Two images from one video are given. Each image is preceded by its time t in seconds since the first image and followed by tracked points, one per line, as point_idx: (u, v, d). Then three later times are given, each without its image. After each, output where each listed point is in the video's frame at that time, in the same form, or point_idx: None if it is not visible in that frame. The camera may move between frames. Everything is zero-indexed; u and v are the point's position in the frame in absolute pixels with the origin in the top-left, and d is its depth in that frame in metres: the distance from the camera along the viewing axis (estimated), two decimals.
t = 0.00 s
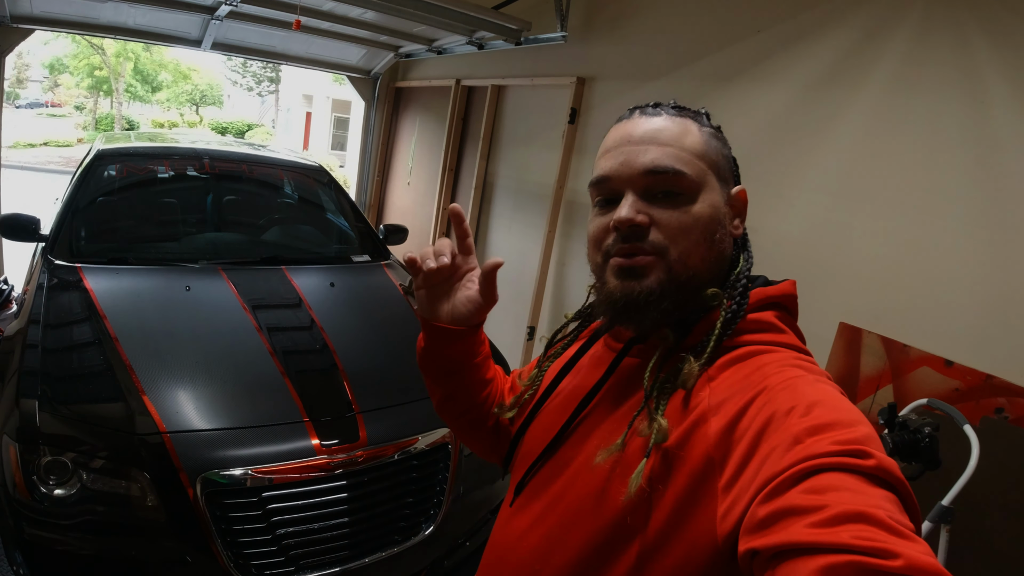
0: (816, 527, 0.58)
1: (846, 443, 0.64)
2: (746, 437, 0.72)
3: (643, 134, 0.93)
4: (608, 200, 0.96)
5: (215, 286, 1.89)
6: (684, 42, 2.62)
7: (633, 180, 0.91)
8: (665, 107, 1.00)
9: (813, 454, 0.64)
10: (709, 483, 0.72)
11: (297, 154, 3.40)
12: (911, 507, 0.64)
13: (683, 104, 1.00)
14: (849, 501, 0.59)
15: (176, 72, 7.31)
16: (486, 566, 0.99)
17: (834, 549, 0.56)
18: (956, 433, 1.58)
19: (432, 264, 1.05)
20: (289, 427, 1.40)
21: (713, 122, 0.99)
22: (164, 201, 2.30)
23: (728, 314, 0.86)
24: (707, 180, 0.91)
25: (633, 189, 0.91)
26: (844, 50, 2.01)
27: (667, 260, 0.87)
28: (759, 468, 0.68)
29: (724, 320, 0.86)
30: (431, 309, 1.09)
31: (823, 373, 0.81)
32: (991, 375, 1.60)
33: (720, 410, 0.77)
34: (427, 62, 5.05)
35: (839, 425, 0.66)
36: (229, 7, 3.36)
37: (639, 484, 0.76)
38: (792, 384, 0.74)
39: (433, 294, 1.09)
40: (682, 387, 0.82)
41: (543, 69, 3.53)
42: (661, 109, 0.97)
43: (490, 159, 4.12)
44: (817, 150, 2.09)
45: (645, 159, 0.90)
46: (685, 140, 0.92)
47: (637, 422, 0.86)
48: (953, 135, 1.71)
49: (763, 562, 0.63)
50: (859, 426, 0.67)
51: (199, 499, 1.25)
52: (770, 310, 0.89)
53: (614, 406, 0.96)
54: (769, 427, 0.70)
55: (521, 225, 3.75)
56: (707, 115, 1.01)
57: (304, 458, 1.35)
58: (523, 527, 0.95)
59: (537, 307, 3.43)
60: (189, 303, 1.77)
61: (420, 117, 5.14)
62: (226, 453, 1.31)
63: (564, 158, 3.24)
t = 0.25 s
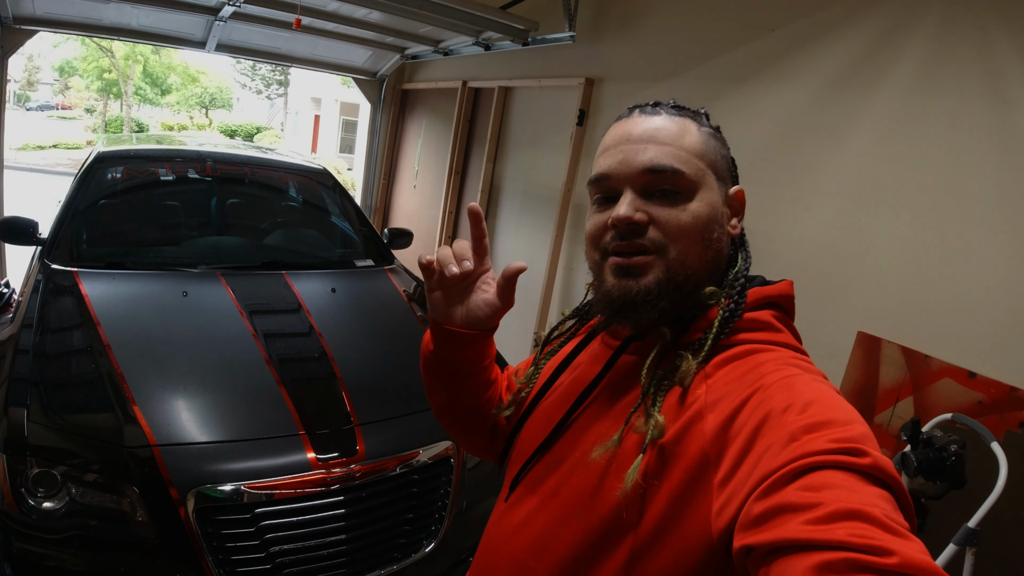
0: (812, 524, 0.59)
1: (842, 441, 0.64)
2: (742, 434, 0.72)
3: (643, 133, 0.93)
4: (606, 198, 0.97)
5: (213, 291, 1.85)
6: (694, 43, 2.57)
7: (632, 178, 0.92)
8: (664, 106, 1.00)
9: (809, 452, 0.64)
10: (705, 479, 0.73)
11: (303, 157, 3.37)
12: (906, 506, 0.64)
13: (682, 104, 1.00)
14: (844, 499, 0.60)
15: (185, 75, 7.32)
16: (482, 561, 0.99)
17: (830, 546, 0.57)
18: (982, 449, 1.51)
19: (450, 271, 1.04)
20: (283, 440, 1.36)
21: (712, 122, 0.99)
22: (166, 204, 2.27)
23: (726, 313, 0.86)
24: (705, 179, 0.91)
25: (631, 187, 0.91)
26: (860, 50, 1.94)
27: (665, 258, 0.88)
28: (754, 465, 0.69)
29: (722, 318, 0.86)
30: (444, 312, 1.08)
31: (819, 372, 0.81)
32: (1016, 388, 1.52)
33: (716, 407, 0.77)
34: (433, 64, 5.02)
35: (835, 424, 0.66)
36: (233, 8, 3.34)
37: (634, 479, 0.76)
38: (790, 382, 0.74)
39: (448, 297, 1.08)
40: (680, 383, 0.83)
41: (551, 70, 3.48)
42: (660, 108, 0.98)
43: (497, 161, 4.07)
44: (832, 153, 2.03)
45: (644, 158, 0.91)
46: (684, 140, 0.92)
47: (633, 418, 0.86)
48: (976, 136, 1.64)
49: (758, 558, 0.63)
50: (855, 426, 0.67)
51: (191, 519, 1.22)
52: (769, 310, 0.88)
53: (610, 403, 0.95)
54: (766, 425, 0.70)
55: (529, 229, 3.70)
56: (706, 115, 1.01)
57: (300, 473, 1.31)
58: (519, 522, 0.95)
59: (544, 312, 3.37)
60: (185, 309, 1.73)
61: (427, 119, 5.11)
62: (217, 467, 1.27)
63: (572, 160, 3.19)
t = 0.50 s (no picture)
0: (813, 530, 0.56)
1: (843, 446, 0.61)
2: (742, 439, 0.69)
3: (641, 140, 0.88)
4: (603, 207, 0.92)
5: (206, 300, 1.80)
6: (700, 44, 2.52)
7: (630, 185, 0.87)
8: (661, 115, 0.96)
9: (809, 457, 0.61)
10: (705, 485, 0.69)
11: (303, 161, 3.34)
12: (907, 513, 0.61)
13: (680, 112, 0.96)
14: (846, 504, 0.57)
15: (188, 79, 7.25)
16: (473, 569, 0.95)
17: (830, 552, 0.54)
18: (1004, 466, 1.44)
19: (473, 270, 0.99)
20: (272, 457, 1.30)
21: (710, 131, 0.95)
22: (164, 209, 2.24)
23: (727, 318, 0.81)
24: (705, 186, 0.87)
25: (630, 194, 0.87)
26: (872, 51, 1.89)
27: (665, 265, 0.84)
28: (755, 470, 0.65)
29: (725, 325, 0.81)
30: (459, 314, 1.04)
31: (822, 378, 0.77)
32: None
33: (718, 411, 0.73)
34: (435, 67, 4.99)
35: (837, 429, 0.63)
36: (234, 10, 3.31)
37: (636, 484, 0.72)
38: (792, 386, 0.70)
39: (464, 297, 1.03)
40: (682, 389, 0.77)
41: (554, 72, 3.44)
42: (658, 116, 0.94)
43: (499, 165, 4.03)
44: (844, 157, 1.98)
45: (642, 165, 0.86)
46: (683, 147, 0.88)
47: (634, 423, 0.82)
48: (994, 138, 1.58)
49: (758, 564, 0.60)
50: (856, 431, 0.64)
51: (177, 539, 1.17)
52: (770, 315, 0.83)
53: (609, 408, 0.90)
54: (766, 430, 0.67)
55: (531, 234, 3.66)
56: (705, 123, 0.97)
57: (291, 492, 1.26)
58: (516, 528, 0.90)
59: (548, 319, 3.32)
60: (178, 318, 1.69)
61: (429, 122, 5.08)
62: (203, 484, 1.22)
63: (575, 164, 3.15)
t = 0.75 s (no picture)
0: (816, 532, 0.53)
1: (847, 447, 0.58)
2: (744, 439, 0.65)
3: (637, 139, 0.84)
4: (600, 208, 0.88)
5: (193, 301, 1.75)
6: (702, 42, 2.48)
7: (627, 186, 0.83)
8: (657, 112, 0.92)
9: (812, 458, 0.58)
10: (709, 487, 0.66)
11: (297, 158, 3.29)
12: (911, 515, 0.59)
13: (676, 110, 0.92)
14: (850, 506, 0.54)
15: (187, 77, 7.17)
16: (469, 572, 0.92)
17: (833, 555, 0.51)
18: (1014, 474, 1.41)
19: (486, 297, 0.94)
20: (255, 465, 1.26)
21: (706, 129, 0.91)
22: (154, 206, 2.18)
23: (728, 317, 0.77)
24: (704, 185, 0.83)
25: (627, 195, 0.83)
26: (880, 48, 1.85)
27: (664, 264, 0.80)
28: (759, 471, 0.62)
29: (724, 324, 0.77)
30: (459, 333, 0.99)
31: (825, 379, 0.74)
32: None
33: (720, 411, 0.70)
34: (432, 63, 4.94)
35: (841, 429, 0.60)
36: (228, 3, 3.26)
37: (638, 486, 0.68)
38: (795, 386, 0.67)
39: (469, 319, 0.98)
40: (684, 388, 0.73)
41: (553, 69, 3.39)
42: (654, 114, 0.89)
43: (496, 163, 3.98)
44: (848, 157, 1.94)
45: (639, 165, 0.82)
46: (681, 146, 0.84)
47: (635, 424, 0.77)
48: (1005, 137, 1.54)
49: (762, 566, 0.57)
50: (860, 431, 0.61)
51: (151, 543, 1.12)
52: (770, 314, 0.80)
53: (608, 409, 0.86)
54: (769, 430, 0.64)
55: (529, 233, 3.61)
56: (701, 122, 0.93)
57: (274, 502, 1.21)
58: (513, 532, 0.86)
59: (544, 320, 3.28)
60: (163, 319, 1.64)
61: (425, 120, 5.03)
62: (183, 493, 1.18)
63: (574, 163, 3.10)
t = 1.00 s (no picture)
0: (813, 523, 0.52)
1: (843, 438, 0.57)
2: (741, 430, 0.64)
3: (628, 136, 0.82)
4: (592, 206, 0.87)
5: (182, 298, 1.72)
6: (701, 42, 2.47)
7: (620, 184, 0.81)
8: (647, 105, 0.89)
9: (809, 448, 0.57)
10: (706, 479, 0.63)
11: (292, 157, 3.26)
12: (904, 507, 0.58)
13: (666, 102, 0.90)
14: (846, 497, 0.53)
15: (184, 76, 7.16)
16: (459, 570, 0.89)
17: (829, 545, 0.51)
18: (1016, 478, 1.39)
19: (492, 443, 0.77)
20: (241, 466, 1.23)
21: (696, 121, 0.89)
22: (146, 203, 2.15)
23: (723, 311, 0.75)
24: (697, 180, 0.81)
25: (620, 193, 0.81)
26: (881, 49, 1.85)
27: (658, 261, 0.78)
28: (755, 462, 0.61)
29: (720, 318, 0.75)
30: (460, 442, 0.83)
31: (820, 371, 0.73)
32: None
33: (717, 401, 0.68)
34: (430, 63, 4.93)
35: (836, 420, 0.59)
36: None
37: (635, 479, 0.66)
38: (791, 377, 0.65)
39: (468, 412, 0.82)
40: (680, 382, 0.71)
41: (551, 69, 3.38)
42: (644, 108, 0.87)
43: (493, 163, 3.97)
44: (849, 159, 1.93)
45: (631, 163, 0.80)
46: (673, 142, 0.81)
47: (630, 419, 0.75)
48: (1009, 138, 1.53)
49: (757, 558, 0.56)
50: (855, 423, 0.60)
51: (134, 544, 1.09)
52: (766, 307, 0.79)
53: (603, 404, 0.84)
54: (765, 421, 0.62)
55: (525, 234, 3.59)
56: (691, 113, 0.91)
57: (261, 504, 1.19)
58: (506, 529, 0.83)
59: (540, 321, 3.26)
60: (152, 316, 1.61)
61: (422, 120, 5.02)
62: (168, 494, 1.15)
63: (571, 163, 3.09)
